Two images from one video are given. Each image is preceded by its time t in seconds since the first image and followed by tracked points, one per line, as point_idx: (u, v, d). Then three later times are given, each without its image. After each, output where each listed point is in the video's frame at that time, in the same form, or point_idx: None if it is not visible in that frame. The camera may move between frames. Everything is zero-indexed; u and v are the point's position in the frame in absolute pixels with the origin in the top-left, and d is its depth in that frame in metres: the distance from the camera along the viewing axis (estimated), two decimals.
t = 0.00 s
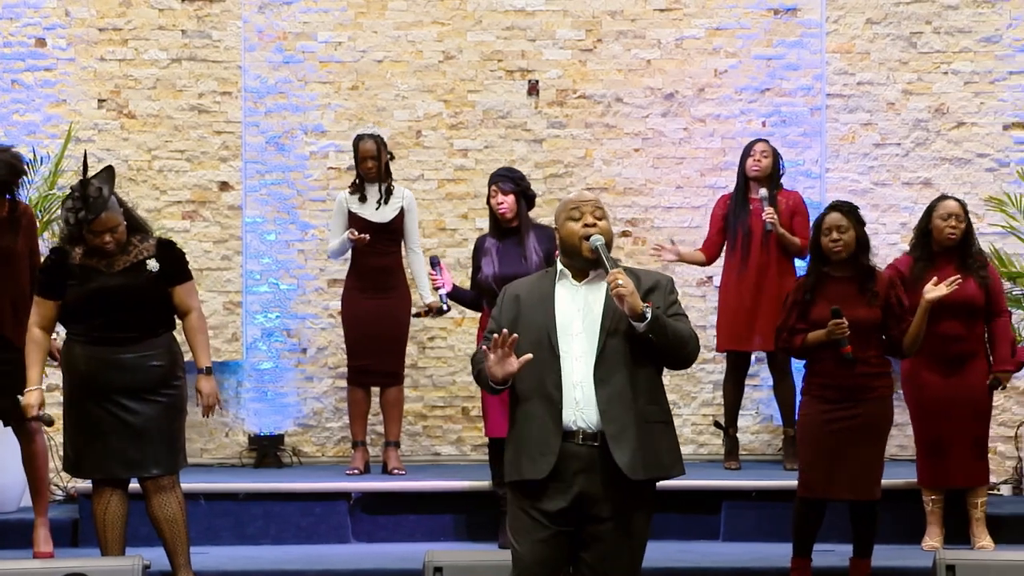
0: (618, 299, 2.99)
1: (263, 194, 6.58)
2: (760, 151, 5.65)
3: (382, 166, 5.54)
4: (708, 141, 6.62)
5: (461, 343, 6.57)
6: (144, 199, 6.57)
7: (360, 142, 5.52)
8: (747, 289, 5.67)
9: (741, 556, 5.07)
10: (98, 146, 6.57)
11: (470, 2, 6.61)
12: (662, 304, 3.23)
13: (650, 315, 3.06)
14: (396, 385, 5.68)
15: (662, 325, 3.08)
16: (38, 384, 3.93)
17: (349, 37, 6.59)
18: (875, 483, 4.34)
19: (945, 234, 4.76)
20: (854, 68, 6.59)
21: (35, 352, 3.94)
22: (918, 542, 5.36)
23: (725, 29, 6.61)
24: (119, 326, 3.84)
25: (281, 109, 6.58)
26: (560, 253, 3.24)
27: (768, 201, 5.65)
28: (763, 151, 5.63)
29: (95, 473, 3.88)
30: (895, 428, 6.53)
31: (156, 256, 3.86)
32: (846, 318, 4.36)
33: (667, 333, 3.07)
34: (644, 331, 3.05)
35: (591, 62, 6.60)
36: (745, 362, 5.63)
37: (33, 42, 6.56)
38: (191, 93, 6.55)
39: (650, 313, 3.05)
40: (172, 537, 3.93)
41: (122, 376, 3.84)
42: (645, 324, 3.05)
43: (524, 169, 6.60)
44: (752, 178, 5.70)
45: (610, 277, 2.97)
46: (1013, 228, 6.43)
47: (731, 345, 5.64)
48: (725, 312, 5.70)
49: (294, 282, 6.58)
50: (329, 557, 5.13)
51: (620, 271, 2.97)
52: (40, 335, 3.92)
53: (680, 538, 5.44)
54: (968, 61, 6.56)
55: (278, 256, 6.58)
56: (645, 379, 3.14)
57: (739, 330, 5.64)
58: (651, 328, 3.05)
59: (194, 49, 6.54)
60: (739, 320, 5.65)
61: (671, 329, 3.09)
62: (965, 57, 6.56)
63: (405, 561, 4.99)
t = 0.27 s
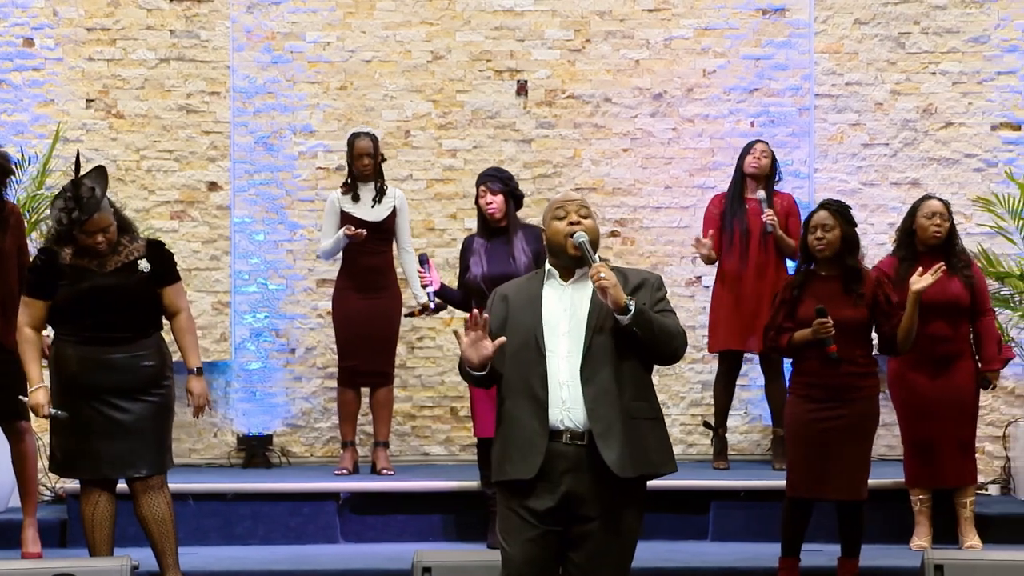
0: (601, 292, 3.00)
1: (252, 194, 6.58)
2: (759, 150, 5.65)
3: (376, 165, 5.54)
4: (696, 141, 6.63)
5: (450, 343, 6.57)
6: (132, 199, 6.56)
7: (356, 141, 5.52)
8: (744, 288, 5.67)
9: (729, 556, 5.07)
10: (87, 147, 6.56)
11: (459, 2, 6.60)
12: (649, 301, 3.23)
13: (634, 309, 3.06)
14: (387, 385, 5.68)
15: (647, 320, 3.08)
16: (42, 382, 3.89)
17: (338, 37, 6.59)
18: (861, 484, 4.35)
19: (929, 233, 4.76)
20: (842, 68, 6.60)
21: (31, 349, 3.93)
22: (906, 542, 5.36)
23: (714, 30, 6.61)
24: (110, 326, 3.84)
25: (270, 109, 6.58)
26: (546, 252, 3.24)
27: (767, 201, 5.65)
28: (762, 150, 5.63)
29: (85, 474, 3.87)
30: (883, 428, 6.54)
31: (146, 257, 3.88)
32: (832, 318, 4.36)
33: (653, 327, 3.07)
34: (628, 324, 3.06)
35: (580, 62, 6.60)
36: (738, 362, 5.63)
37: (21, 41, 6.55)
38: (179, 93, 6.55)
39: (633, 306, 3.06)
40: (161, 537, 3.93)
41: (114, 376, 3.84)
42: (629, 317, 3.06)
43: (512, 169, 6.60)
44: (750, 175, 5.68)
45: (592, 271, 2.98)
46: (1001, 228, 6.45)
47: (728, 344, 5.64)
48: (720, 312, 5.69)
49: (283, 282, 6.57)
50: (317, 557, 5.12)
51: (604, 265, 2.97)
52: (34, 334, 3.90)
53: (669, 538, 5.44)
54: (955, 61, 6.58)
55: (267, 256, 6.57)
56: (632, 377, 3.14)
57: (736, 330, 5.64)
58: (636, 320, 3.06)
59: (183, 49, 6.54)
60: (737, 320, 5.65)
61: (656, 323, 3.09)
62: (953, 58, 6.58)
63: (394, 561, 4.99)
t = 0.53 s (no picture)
0: (575, 290, 3.01)
1: (237, 194, 6.57)
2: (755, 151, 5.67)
3: (362, 161, 5.55)
4: (682, 141, 6.63)
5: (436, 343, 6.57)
6: (118, 200, 6.55)
7: (340, 136, 5.53)
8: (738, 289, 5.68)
9: (715, 556, 5.08)
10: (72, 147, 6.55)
11: (445, 2, 6.61)
12: (629, 299, 3.23)
13: (608, 305, 3.05)
14: (373, 385, 5.67)
15: (620, 316, 3.06)
16: (11, 393, 3.94)
17: (324, 37, 6.59)
18: (851, 484, 4.36)
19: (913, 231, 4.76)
20: (828, 68, 6.61)
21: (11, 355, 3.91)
22: (891, 542, 5.37)
23: (699, 30, 6.62)
24: (103, 326, 3.84)
25: (256, 109, 6.57)
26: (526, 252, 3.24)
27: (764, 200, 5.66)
28: (759, 151, 5.66)
29: (78, 475, 3.87)
30: (869, 428, 6.55)
31: (137, 257, 3.88)
32: (823, 318, 4.37)
33: (627, 324, 3.07)
34: (601, 320, 3.04)
35: (566, 62, 6.61)
36: (731, 361, 5.63)
37: (6, 41, 6.53)
38: (165, 93, 6.54)
39: (607, 302, 3.04)
40: (148, 537, 3.92)
41: (107, 377, 3.85)
42: (603, 313, 3.04)
43: (499, 169, 6.60)
44: (745, 174, 5.72)
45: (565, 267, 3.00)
46: (986, 228, 6.46)
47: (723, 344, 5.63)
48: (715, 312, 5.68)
49: (269, 282, 6.57)
50: (304, 557, 5.12)
51: (575, 262, 3.00)
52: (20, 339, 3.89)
53: (655, 538, 5.44)
54: (941, 61, 6.58)
55: (253, 256, 6.57)
56: (609, 376, 3.14)
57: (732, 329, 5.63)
58: (608, 317, 3.04)
59: (168, 49, 6.54)
60: (732, 320, 5.65)
61: (632, 320, 3.08)
62: (938, 58, 6.58)
63: (380, 561, 4.99)
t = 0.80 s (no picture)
0: (564, 293, 3.01)
1: (225, 194, 6.57)
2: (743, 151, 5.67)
3: (341, 157, 5.58)
4: (670, 141, 6.64)
5: (424, 343, 6.56)
6: (105, 200, 6.54)
7: (320, 134, 5.58)
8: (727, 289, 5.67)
9: (702, 556, 5.08)
10: (59, 147, 6.53)
11: (433, 2, 6.60)
12: (617, 301, 3.23)
13: (596, 308, 3.04)
14: (359, 385, 5.67)
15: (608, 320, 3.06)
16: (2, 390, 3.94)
17: (312, 36, 6.58)
18: (836, 483, 4.37)
19: (904, 229, 4.76)
20: (816, 68, 6.62)
21: (3, 355, 3.89)
22: (878, 542, 5.37)
23: (687, 30, 6.62)
24: (97, 326, 3.84)
25: (243, 109, 6.57)
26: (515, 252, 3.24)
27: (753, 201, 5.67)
28: (747, 151, 5.66)
29: (70, 475, 3.87)
30: (856, 428, 6.56)
31: (132, 258, 3.89)
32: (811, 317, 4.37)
33: (612, 326, 3.06)
34: (590, 324, 3.04)
35: (554, 62, 6.61)
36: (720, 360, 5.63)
37: None
38: (152, 92, 6.53)
39: (597, 306, 3.04)
40: (139, 540, 3.92)
41: (100, 377, 3.85)
42: (592, 317, 3.04)
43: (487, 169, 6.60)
44: (734, 174, 5.73)
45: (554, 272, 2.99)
46: (973, 228, 6.47)
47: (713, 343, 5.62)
48: (703, 312, 5.69)
49: (256, 282, 6.57)
50: (291, 557, 5.12)
51: (566, 267, 2.99)
52: (12, 340, 3.88)
53: (642, 538, 5.44)
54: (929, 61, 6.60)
55: (241, 256, 6.56)
56: (595, 377, 3.13)
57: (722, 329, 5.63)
58: (597, 321, 3.04)
59: (156, 49, 6.53)
60: (722, 320, 5.64)
61: (617, 322, 3.08)
62: (926, 58, 6.60)
63: (367, 560, 4.99)
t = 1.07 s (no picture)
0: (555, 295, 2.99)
1: (208, 194, 6.55)
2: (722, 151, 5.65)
3: (317, 154, 5.59)
4: (654, 141, 6.64)
5: (407, 343, 6.56)
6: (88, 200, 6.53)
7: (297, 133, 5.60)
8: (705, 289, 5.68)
9: (686, 555, 5.09)
10: (42, 146, 6.53)
11: (417, 2, 6.60)
12: (604, 301, 3.22)
13: (586, 309, 3.04)
14: (341, 385, 5.67)
15: (598, 320, 3.06)
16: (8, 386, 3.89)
17: (295, 36, 6.58)
18: (811, 482, 4.38)
19: (893, 228, 4.77)
20: (799, 68, 6.62)
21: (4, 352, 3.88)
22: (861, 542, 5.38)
23: (671, 30, 6.62)
24: (93, 325, 3.84)
25: (227, 109, 6.56)
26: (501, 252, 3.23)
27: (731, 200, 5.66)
28: (726, 151, 5.65)
29: (62, 475, 3.87)
30: (840, 427, 6.57)
31: (127, 258, 3.90)
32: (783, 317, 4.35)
33: (602, 327, 3.06)
34: (580, 324, 3.04)
35: (537, 62, 6.61)
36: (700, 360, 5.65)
37: None
38: (135, 92, 6.53)
39: (586, 307, 3.04)
40: (126, 541, 3.94)
41: (95, 377, 3.85)
42: (582, 317, 3.04)
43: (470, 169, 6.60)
44: (711, 175, 5.71)
45: (547, 272, 2.97)
46: (956, 229, 6.48)
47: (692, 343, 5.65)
48: (681, 311, 5.70)
49: (240, 283, 6.55)
50: (275, 557, 5.11)
51: (557, 268, 2.96)
52: (9, 334, 3.87)
53: (625, 538, 5.45)
54: (911, 62, 6.62)
55: (224, 256, 6.55)
56: (584, 377, 3.12)
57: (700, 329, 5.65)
58: (587, 322, 3.04)
59: (139, 49, 6.52)
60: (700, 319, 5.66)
61: (607, 323, 3.08)
62: (908, 58, 6.62)
63: (350, 561, 4.98)
